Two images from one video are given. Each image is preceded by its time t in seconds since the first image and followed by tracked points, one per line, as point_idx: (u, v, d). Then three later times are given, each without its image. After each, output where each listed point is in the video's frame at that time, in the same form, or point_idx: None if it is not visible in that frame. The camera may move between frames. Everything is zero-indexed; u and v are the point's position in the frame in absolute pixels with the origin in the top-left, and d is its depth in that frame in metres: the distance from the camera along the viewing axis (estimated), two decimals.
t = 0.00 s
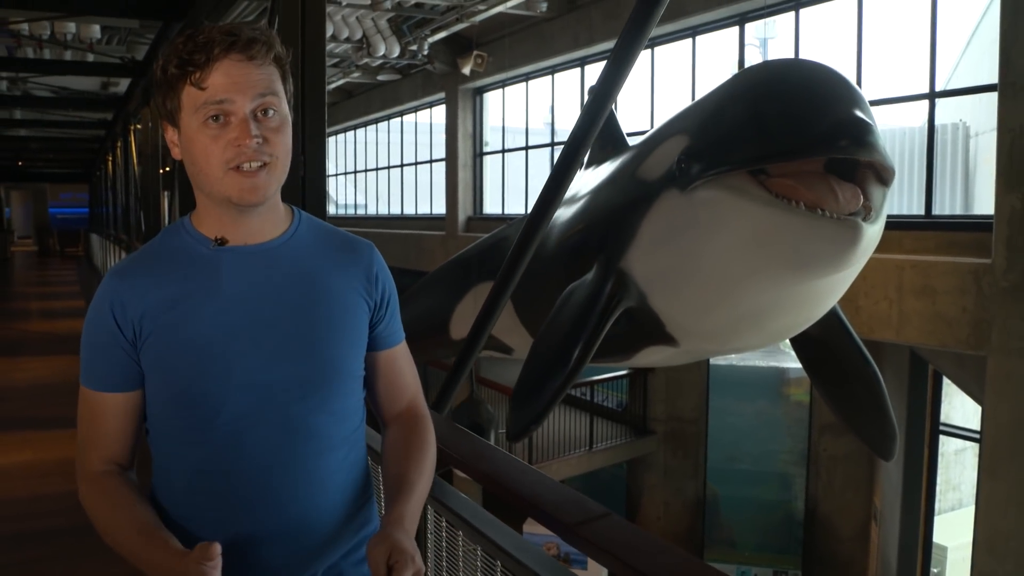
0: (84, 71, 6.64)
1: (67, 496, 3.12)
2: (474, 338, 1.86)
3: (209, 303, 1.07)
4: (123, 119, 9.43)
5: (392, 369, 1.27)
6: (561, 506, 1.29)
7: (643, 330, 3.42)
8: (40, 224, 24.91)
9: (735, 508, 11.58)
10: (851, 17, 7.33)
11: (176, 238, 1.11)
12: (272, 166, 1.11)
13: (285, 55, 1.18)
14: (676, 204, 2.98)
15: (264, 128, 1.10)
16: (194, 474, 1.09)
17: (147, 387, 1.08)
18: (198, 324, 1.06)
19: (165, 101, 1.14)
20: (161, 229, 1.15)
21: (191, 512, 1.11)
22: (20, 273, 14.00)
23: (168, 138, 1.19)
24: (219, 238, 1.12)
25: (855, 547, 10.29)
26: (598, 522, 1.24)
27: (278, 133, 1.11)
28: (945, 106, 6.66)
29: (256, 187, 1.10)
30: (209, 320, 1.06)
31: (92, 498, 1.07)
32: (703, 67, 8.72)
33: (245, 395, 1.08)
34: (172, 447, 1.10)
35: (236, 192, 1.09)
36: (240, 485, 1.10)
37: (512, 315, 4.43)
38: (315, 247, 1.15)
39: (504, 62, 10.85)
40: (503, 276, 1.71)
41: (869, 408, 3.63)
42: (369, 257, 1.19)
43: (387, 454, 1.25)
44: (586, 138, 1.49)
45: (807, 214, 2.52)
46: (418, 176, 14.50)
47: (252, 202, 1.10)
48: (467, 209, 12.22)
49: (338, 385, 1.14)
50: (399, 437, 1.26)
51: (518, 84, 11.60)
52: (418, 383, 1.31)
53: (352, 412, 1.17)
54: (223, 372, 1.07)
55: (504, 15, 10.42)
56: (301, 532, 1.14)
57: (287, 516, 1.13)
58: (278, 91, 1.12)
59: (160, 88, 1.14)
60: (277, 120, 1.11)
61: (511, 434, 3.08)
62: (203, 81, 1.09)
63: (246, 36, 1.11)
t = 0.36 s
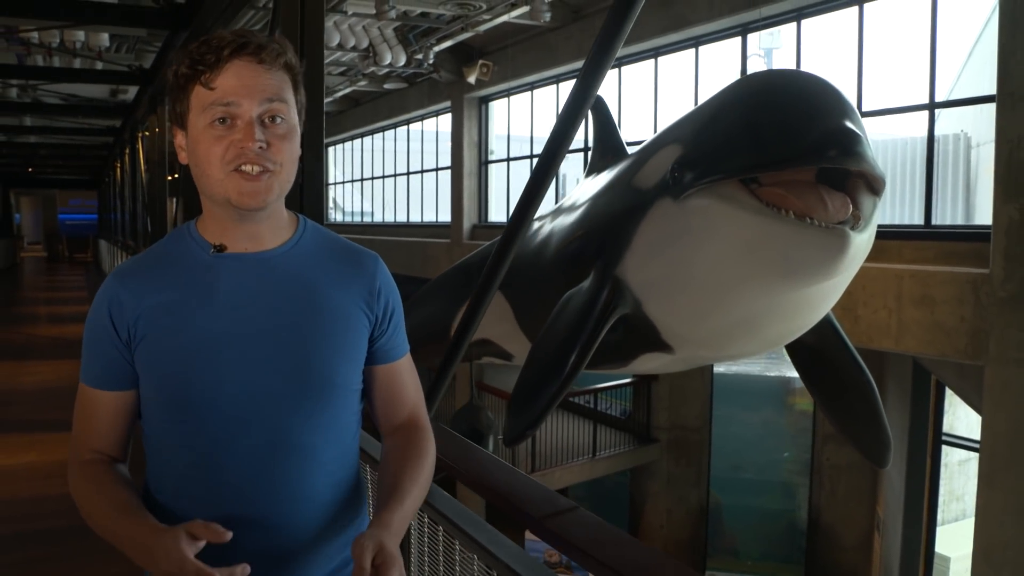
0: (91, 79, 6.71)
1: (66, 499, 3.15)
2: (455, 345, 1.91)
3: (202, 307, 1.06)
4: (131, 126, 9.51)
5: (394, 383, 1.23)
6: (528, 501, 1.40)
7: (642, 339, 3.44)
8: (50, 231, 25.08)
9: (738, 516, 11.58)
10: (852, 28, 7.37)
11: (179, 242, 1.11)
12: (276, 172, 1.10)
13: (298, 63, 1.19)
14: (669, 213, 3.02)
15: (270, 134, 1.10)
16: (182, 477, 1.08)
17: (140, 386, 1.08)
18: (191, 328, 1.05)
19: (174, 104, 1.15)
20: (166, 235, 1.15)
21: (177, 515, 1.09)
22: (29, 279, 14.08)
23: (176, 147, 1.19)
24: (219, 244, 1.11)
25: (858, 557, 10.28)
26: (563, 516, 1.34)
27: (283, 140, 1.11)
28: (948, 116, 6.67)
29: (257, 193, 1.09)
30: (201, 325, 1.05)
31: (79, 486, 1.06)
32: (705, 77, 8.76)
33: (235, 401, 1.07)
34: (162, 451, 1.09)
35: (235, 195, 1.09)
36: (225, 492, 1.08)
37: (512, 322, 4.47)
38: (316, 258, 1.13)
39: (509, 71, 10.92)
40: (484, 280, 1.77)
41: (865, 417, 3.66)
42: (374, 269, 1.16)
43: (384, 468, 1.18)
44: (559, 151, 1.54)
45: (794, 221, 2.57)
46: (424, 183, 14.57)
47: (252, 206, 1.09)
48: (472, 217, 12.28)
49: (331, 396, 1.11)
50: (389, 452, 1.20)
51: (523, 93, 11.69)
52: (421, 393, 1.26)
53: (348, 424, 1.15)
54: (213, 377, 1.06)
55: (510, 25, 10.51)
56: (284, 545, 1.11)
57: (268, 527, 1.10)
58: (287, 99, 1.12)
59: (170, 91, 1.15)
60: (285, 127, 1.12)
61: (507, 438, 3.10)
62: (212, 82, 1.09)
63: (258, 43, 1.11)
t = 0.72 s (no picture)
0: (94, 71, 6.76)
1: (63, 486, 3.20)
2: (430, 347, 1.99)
3: (206, 296, 1.08)
4: (133, 119, 9.56)
5: (399, 390, 1.27)
6: (501, 484, 1.61)
7: (633, 331, 3.49)
8: (54, 222, 25.18)
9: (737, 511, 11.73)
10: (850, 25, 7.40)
11: (193, 224, 1.14)
12: (303, 165, 1.15)
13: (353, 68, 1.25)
14: (658, 207, 3.07)
15: (306, 125, 1.15)
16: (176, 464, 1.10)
17: (138, 369, 1.10)
18: (196, 315, 1.08)
19: (220, 77, 1.19)
20: (178, 216, 1.17)
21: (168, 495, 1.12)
22: (31, 271, 14.15)
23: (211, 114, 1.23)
24: (233, 231, 1.14)
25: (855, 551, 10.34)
26: (534, 494, 1.57)
27: (318, 135, 1.16)
28: (945, 113, 6.69)
29: (279, 182, 1.13)
30: (204, 313, 1.08)
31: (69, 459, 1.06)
32: (702, 73, 8.81)
33: (234, 392, 1.09)
34: (158, 434, 1.11)
35: (256, 180, 1.13)
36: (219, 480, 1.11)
37: (507, 315, 4.52)
38: (330, 256, 1.17)
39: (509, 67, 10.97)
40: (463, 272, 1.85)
41: (851, 408, 3.70)
42: (389, 273, 1.20)
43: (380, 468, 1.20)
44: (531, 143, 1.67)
45: (778, 217, 2.62)
46: (425, 177, 14.63)
47: (272, 194, 1.13)
48: (472, 212, 12.34)
49: (335, 396, 1.14)
50: (393, 454, 1.22)
51: (523, 88, 11.73)
52: (421, 403, 1.31)
53: (349, 424, 1.18)
54: (212, 368, 1.08)
55: (512, 20, 10.55)
56: (272, 533, 1.14)
57: (260, 520, 1.13)
58: (331, 96, 1.17)
59: (220, 62, 1.19)
60: (324, 123, 1.17)
61: (499, 428, 3.15)
62: (263, 60, 1.14)
63: (318, 37, 1.17)
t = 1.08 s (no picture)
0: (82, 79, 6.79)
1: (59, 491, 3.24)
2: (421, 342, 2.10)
3: (224, 301, 1.15)
4: (122, 126, 9.59)
5: (421, 402, 1.36)
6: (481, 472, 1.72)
7: (616, 329, 3.55)
8: (40, 230, 25.12)
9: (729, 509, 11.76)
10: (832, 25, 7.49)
11: (211, 225, 1.20)
12: (330, 186, 1.20)
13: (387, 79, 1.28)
14: (640, 208, 3.13)
15: (339, 148, 1.19)
16: (183, 466, 1.15)
17: (147, 371, 1.14)
18: (212, 316, 1.14)
19: (251, 81, 1.21)
20: (193, 215, 1.24)
21: (174, 494, 1.16)
22: (20, 278, 14.14)
23: (235, 105, 1.26)
24: (251, 232, 1.21)
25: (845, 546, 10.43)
26: (510, 481, 1.67)
27: (350, 156, 1.21)
28: (927, 111, 6.90)
29: (304, 200, 1.19)
30: (220, 317, 1.14)
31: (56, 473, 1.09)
32: (687, 74, 8.88)
33: (243, 395, 1.15)
34: (164, 435, 1.15)
35: (282, 197, 1.18)
36: (229, 481, 1.16)
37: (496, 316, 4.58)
38: (347, 262, 1.24)
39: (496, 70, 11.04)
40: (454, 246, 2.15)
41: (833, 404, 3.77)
42: (407, 286, 1.28)
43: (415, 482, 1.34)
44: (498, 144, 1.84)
45: (753, 215, 2.69)
46: (413, 180, 14.68)
47: (296, 209, 1.19)
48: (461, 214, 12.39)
49: (347, 403, 1.21)
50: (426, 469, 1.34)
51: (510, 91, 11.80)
52: (443, 420, 1.40)
53: (362, 432, 1.25)
54: (225, 373, 1.14)
55: (498, 23, 10.62)
56: (280, 545, 1.19)
57: (266, 526, 1.18)
58: (366, 118, 1.21)
59: (251, 63, 1.21)
60: (356, 145, 1.21)
61: (490, 426, 3.24)
62: (301, 77, 1.16)
63: (360, 55, 1.19)
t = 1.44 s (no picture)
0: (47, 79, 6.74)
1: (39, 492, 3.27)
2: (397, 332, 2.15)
3: (224, 307, 1.13)
4: (88, 126, 9.52)
5: (412, 410, 1.35)
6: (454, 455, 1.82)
7: (586, 319, 3.62)
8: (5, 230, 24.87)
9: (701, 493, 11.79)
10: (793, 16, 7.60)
11: (205, 231, 1.18)
12: (322, 188, 1.21)
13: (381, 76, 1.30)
14: (606, 199, 3.20)
15: (330, 148, 1.20)
16: (191, 476, 1.14)
17: (150, 384, 1.13)
18: (214, 326, 1.12)
19: (242, 82, 1.22)
20: (183, 220, 1.21)
21: (183, 504, 1.15)
22: None
23: (227, 108, 1.27)
24: (247, 237, 1.19)
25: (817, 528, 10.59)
26: (480, 461, 1.77)
27: (340, 159, 1.22)
28: (889, 100, 6.91)
29: (295, 204, 1.19)
30: (222, 325, 1.12)
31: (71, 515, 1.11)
32: (652, 66, 8.98)
33: (245, 401, 1.13)
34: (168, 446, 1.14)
35: (271, 202, 1.18)
36: (238, 488, 1.15)
37: (468, 309, 4.64)
38: (343, 265, 1.23)
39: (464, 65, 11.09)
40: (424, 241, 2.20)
41: (799, 386, 3.87)
42: (399, 288, 1.27)
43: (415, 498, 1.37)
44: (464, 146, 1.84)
45: (716, 205, 2.76)
46: (383, 176, 14.70)
47: (286, 216, 1.18)
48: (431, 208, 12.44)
49: (349, 404, 1.20)
50: (427, 487, 1.36)
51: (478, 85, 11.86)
52: (436, 437, 1.40)
53: (360, 432, 1.25)
54: (231, 376, 1.12)
55: (464, 18, 10.67)
56: (290, 545, 1.19)
57: (275, 530, 1.18)
58: (356, 118, 1.23)
59: (242, 64, 1.21)
60: (346, 145, 1.22)
61: (462, 416, 3.28)
62: (292, 78, 1.17)
63: (352, 57, 1.21)
